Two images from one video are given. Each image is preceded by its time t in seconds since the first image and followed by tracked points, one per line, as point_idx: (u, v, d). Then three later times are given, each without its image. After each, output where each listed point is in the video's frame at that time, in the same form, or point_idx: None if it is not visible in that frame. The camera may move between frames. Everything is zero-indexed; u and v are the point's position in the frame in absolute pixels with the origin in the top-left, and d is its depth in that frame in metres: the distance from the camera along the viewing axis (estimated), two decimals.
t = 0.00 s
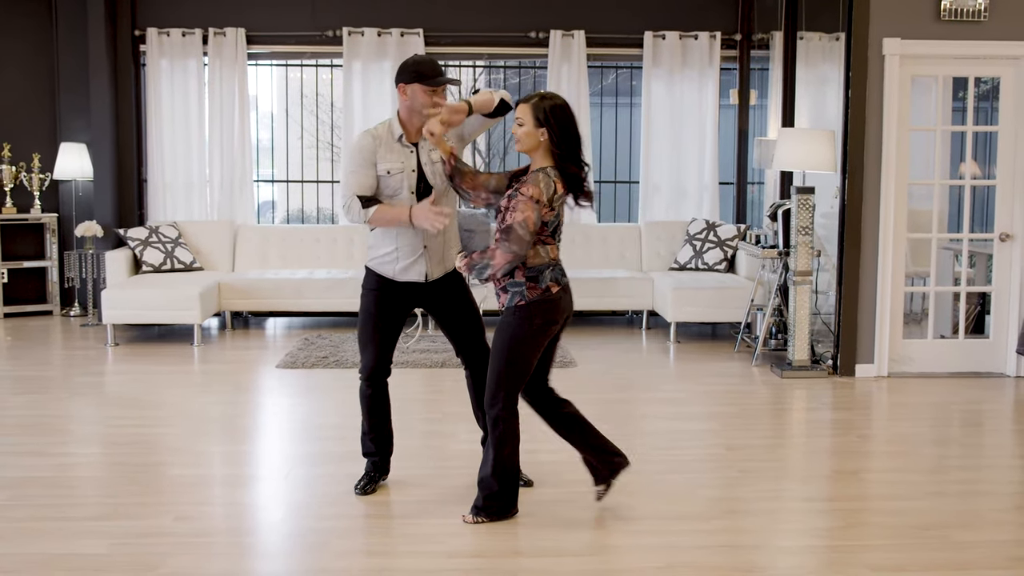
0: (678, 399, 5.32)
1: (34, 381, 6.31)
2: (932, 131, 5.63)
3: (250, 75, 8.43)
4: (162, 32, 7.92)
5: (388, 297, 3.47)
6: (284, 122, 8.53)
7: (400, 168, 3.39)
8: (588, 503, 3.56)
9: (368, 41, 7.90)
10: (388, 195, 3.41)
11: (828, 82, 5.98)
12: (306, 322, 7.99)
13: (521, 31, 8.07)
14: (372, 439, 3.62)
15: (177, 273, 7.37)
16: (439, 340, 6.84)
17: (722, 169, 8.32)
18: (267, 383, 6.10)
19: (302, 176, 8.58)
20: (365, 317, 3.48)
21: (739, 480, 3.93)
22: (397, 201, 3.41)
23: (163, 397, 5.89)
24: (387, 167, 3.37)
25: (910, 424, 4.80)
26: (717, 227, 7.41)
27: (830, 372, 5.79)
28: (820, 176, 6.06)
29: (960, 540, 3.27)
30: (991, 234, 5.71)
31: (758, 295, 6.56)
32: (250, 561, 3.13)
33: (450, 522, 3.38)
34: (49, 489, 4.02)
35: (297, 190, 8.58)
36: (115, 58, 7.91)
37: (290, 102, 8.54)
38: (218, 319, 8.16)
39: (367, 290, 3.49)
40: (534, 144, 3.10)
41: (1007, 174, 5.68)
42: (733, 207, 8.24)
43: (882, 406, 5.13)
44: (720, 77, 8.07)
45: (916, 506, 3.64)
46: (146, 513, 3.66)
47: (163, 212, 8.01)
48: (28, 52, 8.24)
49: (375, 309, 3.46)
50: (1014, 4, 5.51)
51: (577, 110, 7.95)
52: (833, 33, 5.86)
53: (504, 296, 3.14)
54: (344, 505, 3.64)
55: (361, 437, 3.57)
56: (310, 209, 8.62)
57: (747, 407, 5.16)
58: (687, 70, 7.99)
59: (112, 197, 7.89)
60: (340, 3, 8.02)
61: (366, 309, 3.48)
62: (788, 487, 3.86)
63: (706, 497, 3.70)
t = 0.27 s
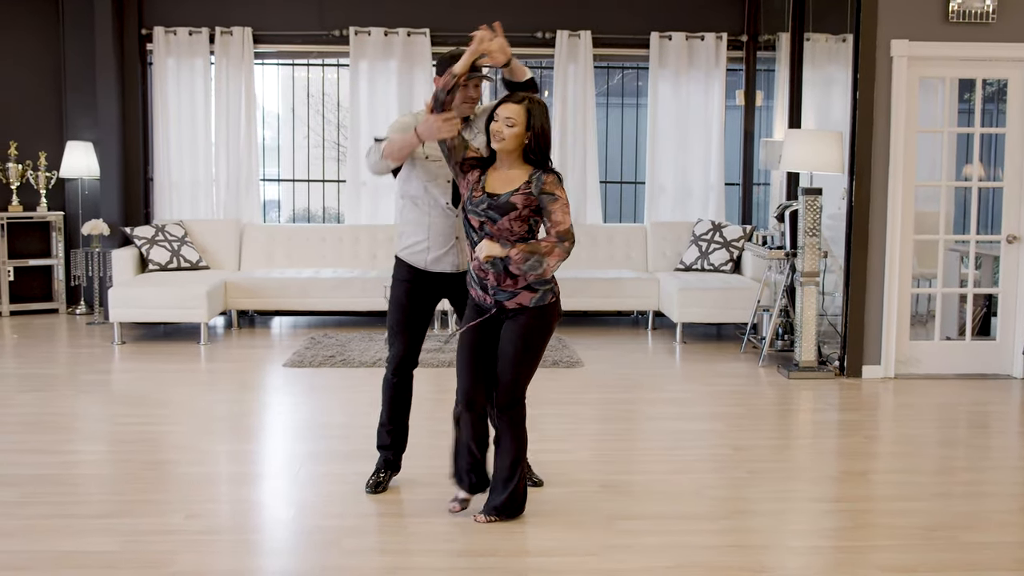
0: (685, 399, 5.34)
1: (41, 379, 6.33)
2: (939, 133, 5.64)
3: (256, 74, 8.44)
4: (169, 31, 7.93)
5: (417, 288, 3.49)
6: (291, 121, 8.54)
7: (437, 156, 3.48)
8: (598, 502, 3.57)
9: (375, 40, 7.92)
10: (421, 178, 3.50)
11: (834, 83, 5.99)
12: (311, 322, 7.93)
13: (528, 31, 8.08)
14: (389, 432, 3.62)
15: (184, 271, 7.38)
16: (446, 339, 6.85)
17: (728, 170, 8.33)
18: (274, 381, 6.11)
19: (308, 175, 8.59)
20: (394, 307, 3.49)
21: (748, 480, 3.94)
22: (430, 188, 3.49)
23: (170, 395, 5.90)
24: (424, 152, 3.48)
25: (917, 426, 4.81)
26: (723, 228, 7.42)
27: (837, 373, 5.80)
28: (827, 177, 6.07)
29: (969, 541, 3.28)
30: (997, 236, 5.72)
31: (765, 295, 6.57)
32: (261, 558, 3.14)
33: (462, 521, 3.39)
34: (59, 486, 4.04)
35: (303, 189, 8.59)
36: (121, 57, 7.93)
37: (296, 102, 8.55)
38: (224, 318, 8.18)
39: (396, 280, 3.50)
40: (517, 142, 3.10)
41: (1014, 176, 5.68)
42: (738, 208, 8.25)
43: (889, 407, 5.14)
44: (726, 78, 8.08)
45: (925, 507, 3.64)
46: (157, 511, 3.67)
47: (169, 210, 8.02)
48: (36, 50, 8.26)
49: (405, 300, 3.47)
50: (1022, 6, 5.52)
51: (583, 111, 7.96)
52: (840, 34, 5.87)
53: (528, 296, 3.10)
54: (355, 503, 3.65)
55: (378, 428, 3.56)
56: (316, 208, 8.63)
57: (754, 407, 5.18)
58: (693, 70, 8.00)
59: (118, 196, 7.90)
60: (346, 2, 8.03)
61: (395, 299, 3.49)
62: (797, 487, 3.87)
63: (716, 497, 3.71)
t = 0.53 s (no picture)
0: (699, 398, 5.35)
1: (56, 376, 6.35)
2: (954, 134, 5.65)
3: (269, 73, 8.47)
4: (183, 30, 7.95)
5: (447, 285, 3.54)
6: (303, 120, 8.56)
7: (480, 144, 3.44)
8: (619, 501, 3.59)
9: (388, 40, 7.94)
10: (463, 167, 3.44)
11: (848, 84, 6.00)
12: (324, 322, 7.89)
13: (541, 31, 8.09)
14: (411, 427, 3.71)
15: (197, 269, 7.41)
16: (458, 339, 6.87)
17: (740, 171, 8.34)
18: (288, 379, 6.13)
19: (320, 174, 8.61)
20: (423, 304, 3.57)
21: (767, 480, 3.95)
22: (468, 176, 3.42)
23: (184, 393, 5.92)
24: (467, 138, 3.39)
25: (932, 426, 4.82)
26: (735, 228, 7.42)
27: (851, 373, 5.81)
28: (842, 178, 6.08)
29: (990, 542, 3.28)
30: (1012, 238, 5.72)
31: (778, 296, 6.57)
32: (284, 555, 3.16)
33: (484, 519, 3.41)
34: (79, 482, 4.06)
35: (315, 188, 8.62)
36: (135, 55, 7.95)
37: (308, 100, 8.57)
38: (237, 316, 8.20)
39: (427, 276, 3.55)
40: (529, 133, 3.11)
41: None
42: (750, 208, 8.26)
43: (904, 408, 5.14)
44: (738, 78, 8.08)
45: (943, 508, 3.65)
46: (180, 507, 3.69)
47: (183, 208, 8.05)
48: (50, 49, 8.30)
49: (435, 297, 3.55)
50: None
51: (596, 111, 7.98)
52: (855, 35, 5.88)
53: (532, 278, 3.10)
54: (377, 501, 3.66)
55: (400, 422, 3.65)
56: (328, 207, 8.65)
57: (769, 407, 5.19)
58: (706, 71, 8.01)
59: (132, 194, 7.92)
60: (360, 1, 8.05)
61: (425, 296, 3.56)
62: (816, 486, 3.88)
63: (735, 497, 3.72)
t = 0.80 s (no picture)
0: (713, 398, 5.35)
1: (70, 375, 6.38)
2: (967, 134, 5.65)
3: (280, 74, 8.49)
4: (194, 30, 7.97)
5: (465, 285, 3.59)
6: (314, 121, 8.59)
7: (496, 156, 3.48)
8: (637, 500, 3.60)
9: (399, 40, 7.95)
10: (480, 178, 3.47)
11: (860, 84, 6.01)
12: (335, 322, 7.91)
13: (552, 31, 8.10)
14: (431, 427, 3.79)
15: (209, 269, 7.43)
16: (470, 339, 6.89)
17: (750, 171, 8.34)
18: (301, 379, 6.15)
19: (331, 174, 8.64)
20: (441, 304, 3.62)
21: (783, 479, 3.96)
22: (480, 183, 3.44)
23: (197, 393, 5.94)
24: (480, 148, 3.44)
25: (946, 426, 4.82)
26: (746, 228, 7.43)
27: (864, 373, 5.81)
28: (854, 178, 6.09)
29: (1009, 540, 3.29)
30: None
31: (790, 296, 6.57)
32: (303, 553, 3.17)
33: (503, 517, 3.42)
34: (98, 481, 4.08)
35: (326, 188, 8.64)
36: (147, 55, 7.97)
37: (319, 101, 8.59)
38: (248, 316, 8.23)
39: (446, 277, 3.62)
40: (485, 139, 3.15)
41: None
42: (761, 208, 8.26)
43: (917, 408, 5.14)
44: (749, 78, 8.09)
45: (959, 507, 3.65)
46: (200, 506, 3.70)
47: (194, 209, 8.07)
48: (63, 50, 8.33)
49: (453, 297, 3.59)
50: None
51: (607, 111, 7.99)
52: (867, 35, 5.89)
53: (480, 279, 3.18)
54: (395, 500, 3.68)
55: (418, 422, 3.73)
56: (339, 207, 8.68)
57: (782, 407, 5.19)
58: (716, 71, 8.02)
59: (143, 194, 7.95)
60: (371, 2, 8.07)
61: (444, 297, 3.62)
62: (832, 485, 3.88)
63: (752, 496, 3.73)
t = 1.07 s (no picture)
0: (719, 397, 5.37)
1: (76, 376, 6.39)
2: (972, 133, 5.66)
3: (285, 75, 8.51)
4: (199, 31, 7.99)
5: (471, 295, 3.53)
6: (319, 121, 8.60)
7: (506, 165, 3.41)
8: (646, 499, 3.61)
9: (404, 40, 7.97)
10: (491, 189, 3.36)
11: (865, 83, 6.03)
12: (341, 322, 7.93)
13: (556, 31, 8.11)
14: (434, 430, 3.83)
15: (215, 270, 7.45)
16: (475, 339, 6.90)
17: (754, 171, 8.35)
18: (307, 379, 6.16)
19: (335, 175, 8.66)
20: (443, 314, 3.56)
21: (790, 478, 3.97)
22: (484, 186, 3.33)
23: (204, 393, 5.95)
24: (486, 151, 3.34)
25: (952, 424, 4.83)
26: (751, 227, 7.45)
27: (870, 372, 5.82)
28: (859, 177, 6.10)
29: (1016, 538, 3.29)
30: None
31: (795, 295, 6.58)
32: (313, 552, 3.17)
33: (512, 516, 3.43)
34: (107, 481, 4.09)
35: (330, 188, 8.66)
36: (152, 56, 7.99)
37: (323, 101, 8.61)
38: (253, 316, 8.24)
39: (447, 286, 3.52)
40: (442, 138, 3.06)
41: None
42: (765, 208, 8.27)
43: (923, 406, 5.15)
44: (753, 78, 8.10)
45: (966, 505, 3.66)
46: (209, 506, 3.72)
47: (199, 209, 8.09)
48: (68, 51, 8.36)
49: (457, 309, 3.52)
50: None
51: (611, 111, 8.00)
52: (872, 35, 5.91)
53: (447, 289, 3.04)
54: (404, 499, 3.69)
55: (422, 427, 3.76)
56: (344, 208, 8.70)
57: (788, 406, 5.20)
58: (720, 71, 8.03)
59: (149, 195, 7.97)
60: (376, 2, 8.08)
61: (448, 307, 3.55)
62: (839, 484, 3.89)
63: (759, 494, 3.74)
